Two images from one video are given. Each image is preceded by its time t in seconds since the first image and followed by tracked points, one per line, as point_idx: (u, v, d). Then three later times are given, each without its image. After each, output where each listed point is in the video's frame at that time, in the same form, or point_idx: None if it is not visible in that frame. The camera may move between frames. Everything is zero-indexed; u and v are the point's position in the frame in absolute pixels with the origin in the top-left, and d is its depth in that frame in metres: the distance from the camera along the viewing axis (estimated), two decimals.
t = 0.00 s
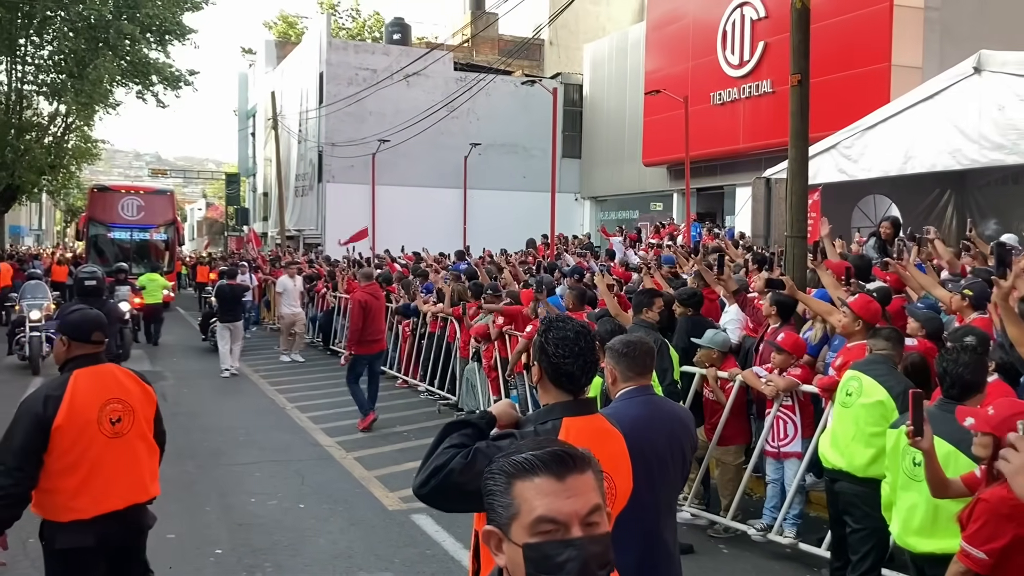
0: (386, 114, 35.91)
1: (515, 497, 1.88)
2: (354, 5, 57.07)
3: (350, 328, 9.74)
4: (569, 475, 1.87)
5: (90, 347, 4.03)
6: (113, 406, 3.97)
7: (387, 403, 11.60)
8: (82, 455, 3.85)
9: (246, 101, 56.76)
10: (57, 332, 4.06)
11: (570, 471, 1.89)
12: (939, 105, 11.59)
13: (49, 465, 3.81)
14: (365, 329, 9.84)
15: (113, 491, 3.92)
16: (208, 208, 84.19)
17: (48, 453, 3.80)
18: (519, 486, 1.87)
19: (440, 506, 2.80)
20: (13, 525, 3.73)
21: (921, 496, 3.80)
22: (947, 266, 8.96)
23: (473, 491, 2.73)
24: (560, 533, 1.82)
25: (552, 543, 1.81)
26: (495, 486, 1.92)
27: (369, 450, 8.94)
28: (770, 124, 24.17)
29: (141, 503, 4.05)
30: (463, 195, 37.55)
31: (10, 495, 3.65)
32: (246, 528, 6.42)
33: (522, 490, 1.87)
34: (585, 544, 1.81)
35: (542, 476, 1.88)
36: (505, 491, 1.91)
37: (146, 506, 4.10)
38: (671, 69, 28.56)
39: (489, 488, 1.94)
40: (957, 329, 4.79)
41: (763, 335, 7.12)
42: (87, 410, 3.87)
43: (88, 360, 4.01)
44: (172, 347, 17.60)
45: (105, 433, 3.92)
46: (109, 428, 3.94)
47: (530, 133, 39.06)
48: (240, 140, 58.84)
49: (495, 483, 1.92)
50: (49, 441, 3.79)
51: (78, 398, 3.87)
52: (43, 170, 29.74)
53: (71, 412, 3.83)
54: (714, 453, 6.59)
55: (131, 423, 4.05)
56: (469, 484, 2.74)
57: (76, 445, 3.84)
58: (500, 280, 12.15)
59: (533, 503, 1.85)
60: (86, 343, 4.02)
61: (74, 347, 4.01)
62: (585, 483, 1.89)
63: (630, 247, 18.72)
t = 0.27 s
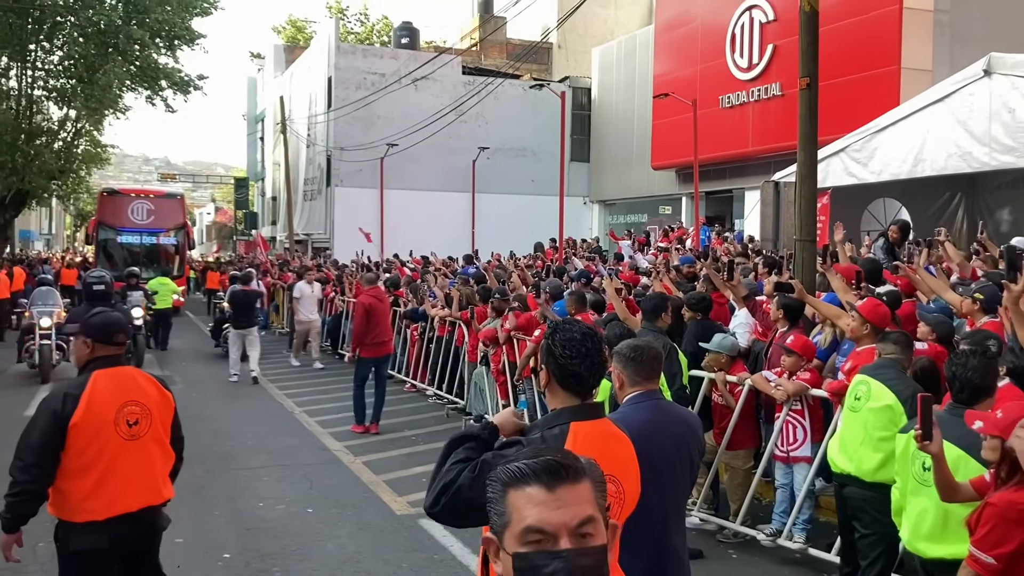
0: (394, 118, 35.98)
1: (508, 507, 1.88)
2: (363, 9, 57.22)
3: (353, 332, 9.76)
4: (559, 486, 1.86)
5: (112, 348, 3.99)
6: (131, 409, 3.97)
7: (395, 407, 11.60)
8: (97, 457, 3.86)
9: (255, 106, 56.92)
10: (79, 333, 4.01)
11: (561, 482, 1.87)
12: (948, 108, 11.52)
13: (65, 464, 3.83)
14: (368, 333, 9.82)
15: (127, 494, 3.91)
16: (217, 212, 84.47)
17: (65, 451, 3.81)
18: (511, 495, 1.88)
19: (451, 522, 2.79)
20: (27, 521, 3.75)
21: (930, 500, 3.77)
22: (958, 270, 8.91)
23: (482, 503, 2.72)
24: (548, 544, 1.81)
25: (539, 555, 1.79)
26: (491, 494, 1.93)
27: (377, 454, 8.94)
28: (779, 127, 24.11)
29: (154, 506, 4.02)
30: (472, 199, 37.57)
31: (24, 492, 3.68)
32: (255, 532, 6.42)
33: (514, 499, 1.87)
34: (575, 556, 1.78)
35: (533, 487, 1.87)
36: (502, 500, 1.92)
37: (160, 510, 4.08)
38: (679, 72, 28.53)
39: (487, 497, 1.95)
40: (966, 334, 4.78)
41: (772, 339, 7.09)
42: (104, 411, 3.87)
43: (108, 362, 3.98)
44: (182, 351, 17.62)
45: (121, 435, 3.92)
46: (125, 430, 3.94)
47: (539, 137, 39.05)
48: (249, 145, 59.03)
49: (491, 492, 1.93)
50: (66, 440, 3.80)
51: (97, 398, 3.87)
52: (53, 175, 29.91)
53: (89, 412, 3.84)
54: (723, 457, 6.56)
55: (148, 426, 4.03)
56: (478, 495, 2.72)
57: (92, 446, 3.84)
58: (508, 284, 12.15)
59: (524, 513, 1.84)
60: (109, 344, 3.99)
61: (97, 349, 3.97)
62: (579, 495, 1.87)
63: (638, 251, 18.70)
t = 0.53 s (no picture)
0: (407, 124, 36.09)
1: (477, 522, 1.87)
2: (376, 15, 57.46)
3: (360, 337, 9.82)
4: (529, 501, 1.85)
5: (135, 354, 4.04)
6: (151, 414, 3.98)
7: (408, 413, 11.61)
8: (116, 461, 3.87)
9: (268, 112, 57.20)
10: (103, 339, 4.08)
11: (531, 498, 1.86)
12: (963, 113, 11.46)
13: (85, 468, 3.85)
14: (376, 337, 9.83)
15: (146, 498, 3.91)
16: (231, 217, 84.88)
17: (86, 454, 3.84)
18: (480, 509, 1.86)
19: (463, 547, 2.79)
20: (46, 523, 3.78)
21: (945, 508, 3.74)
22: (973, 276, 8.84)
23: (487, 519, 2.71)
24: (517, 560, 1.80)
25: (507, 571, 1.79)
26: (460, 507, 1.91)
27: (390, 460, 8.94)
28: (792, 132, 24.03)
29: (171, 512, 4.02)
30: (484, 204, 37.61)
31: (44, 494, 3.71)
32: (268, 537, 6.44)
33: (483, 514, 1.86)
34: (542, 573, 1.78)
35: (503, 501, 1.86)
36: (472, 512, 1.90)
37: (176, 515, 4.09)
38: (692, 77, 28.50)
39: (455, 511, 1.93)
40: (982, 340, 4.73)
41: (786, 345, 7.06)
42: (125, 416, 3.90)
43: (131, 368, 4.02)
44: (196, 356, 17.71)
45: (141, 440, 3.93)
46: (145, 435, 3.96)
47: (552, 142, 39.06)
48: (263, 150, 59.31)
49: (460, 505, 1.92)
50: (87, 444, 3.83)
51: (119, 403, 3.90)
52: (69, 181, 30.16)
53: (110, 415, 3.87)
54: (737, 464, 6.53)
55: (169, 433, 4.05)
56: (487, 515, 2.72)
57: (112, 450, 3.86)
58: (520, 290, 12.15)
59: (493, 528, 1.83)
60: (131, 350, 4.04)
61: (120, 354, 4.03)
62: (548, 511, 1.86)
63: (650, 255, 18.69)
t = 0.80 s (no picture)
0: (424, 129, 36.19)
1: (439, 529, 1.91)
2: (393, 21, 57.63)
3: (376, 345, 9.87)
4: (491, 507, 1.89)
5: (157, 357, 4.08)
6: (174, 418, 4.01)
7: (424, 418, 11.63)
8: (139, 464, 3.89)
9: (286, 117, 57.46)
10: (126, 343, 4.12)
11: (494, 503, 1.90)
12: (983, 118, 11.36)
13: (109, 470, 3.88)
14: (392, 343, 9.86)
15: (168, 501, 3.93)
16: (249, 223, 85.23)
17: (109, 457, 3.87)
18: (443, 516, 1.90)
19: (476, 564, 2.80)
20: (70, 526, 3.81)
21: (964, 516, 3.70)
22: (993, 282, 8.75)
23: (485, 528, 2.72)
24: (479, 565, 1.84)
25: None
26: (423, 513, 1.95)
27: (407, 464, 8.95)
28: (810, 137, 23.91)
29: (193, 516, 4.04)
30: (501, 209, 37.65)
31: (68, 496, 3.75)
32: (285, 542, 6.44)
33: (446, 519, 1.90)
34: None
35: (466, 506, 1.90)
36: (434, 519, 1.94)
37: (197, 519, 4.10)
38: (710, 82, 28.43)
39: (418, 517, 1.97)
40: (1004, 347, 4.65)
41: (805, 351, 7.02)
42: (148, 418, 3.93)
43: (153, 372, 4.06)
44: (214, 361, 17.80)
45: (163, 443, 3.96)
46: (168, 438, 3.97)
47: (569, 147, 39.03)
48: (280, 156, 59.56)
49: (424, 512, 1.95)
50: (110, 446, 3.86)
51: (142, 406, 3.93)
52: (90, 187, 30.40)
53: (133, 418, 3.90)
54: (754, 470, 6.51)
55: (191, 436, 4.07)
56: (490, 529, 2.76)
57: (135, 452, 3.89)
58: (536, 295, 12.14)
59: (457, 533, 1.88)
60: (153, 355, 4.07)
61: (142, 358, 4.06)
62: (511, 516, 1.91)
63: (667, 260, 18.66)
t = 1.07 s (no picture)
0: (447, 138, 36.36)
1: (423, 534, 1.93)
2: (417, 31, 58.02)
3: (406, 352, 9.94)
4: (473, 511, 1.92)
5: (190, 362, 4.14)
6: (206, 421, 4.07)
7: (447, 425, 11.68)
8: (173, 467, 3.96)
9: (311, 126, 57.92)
10: (160, 348, 4.19)
11: (476, 507, 1.93)
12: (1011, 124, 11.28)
13: (143, 473, 3.94)
14: (421, 350, 9.93)
15: (200, 505, 3.99)
16: (275, 230, 85.88)
17: (144, 459, 3.93)
18: (426, 520, 1.92)
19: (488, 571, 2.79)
20: (106, 528, 3.88)
21: (993, 525, 3.69)
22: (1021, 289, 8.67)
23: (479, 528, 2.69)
24: (460, 569, 1.87)
25: None
26: (408, 516, 1.98)
27: (430, 470, 9.00)
28: (834, 144, 23.81)
29: (223, 519, 4.10)
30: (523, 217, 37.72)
31: (105, 497, 3.83)
32: (311, 546, 6.50)
33: (429, 524, 1.92)
34: None
35: (449, 510, 1.93)
36: (418, 523, 1.97)
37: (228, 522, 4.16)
38: (733, 89, 28.39)
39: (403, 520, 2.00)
40: None
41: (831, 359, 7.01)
42: (181, 422, 3.99)
43: (186, 376, 4.12)
44: (240, 368, 17.97)
45: (197, 446, 4.02)
46: (201, 441, 4.04)
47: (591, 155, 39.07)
48: (305, 165, 60.03)
49: (407, 515, 1.98)
50: (145, 449, 3.93)
51: (176, 409, 4.00)
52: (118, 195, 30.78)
53: (167, 422, 3.96)
54: (779, 478, 6.51)
55: (222, 440, 4.13)
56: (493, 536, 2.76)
57: (170, 455, 3.95)
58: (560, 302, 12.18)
59: (438, 539, 1.90)
60: (186, 359, 4.14)
61: (176, 362, 4.13)
62: (492, 521, 1.93)
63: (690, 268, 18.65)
